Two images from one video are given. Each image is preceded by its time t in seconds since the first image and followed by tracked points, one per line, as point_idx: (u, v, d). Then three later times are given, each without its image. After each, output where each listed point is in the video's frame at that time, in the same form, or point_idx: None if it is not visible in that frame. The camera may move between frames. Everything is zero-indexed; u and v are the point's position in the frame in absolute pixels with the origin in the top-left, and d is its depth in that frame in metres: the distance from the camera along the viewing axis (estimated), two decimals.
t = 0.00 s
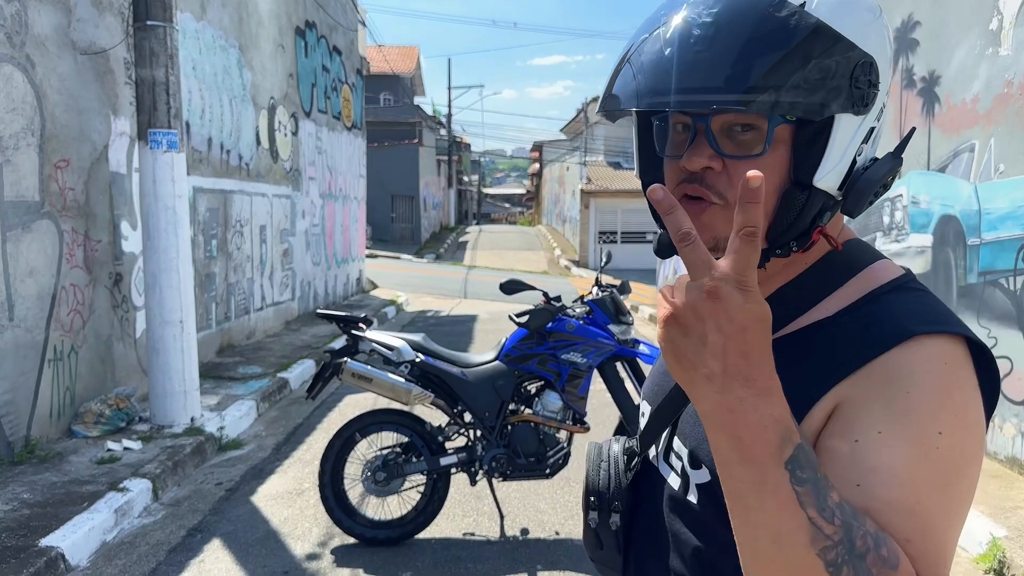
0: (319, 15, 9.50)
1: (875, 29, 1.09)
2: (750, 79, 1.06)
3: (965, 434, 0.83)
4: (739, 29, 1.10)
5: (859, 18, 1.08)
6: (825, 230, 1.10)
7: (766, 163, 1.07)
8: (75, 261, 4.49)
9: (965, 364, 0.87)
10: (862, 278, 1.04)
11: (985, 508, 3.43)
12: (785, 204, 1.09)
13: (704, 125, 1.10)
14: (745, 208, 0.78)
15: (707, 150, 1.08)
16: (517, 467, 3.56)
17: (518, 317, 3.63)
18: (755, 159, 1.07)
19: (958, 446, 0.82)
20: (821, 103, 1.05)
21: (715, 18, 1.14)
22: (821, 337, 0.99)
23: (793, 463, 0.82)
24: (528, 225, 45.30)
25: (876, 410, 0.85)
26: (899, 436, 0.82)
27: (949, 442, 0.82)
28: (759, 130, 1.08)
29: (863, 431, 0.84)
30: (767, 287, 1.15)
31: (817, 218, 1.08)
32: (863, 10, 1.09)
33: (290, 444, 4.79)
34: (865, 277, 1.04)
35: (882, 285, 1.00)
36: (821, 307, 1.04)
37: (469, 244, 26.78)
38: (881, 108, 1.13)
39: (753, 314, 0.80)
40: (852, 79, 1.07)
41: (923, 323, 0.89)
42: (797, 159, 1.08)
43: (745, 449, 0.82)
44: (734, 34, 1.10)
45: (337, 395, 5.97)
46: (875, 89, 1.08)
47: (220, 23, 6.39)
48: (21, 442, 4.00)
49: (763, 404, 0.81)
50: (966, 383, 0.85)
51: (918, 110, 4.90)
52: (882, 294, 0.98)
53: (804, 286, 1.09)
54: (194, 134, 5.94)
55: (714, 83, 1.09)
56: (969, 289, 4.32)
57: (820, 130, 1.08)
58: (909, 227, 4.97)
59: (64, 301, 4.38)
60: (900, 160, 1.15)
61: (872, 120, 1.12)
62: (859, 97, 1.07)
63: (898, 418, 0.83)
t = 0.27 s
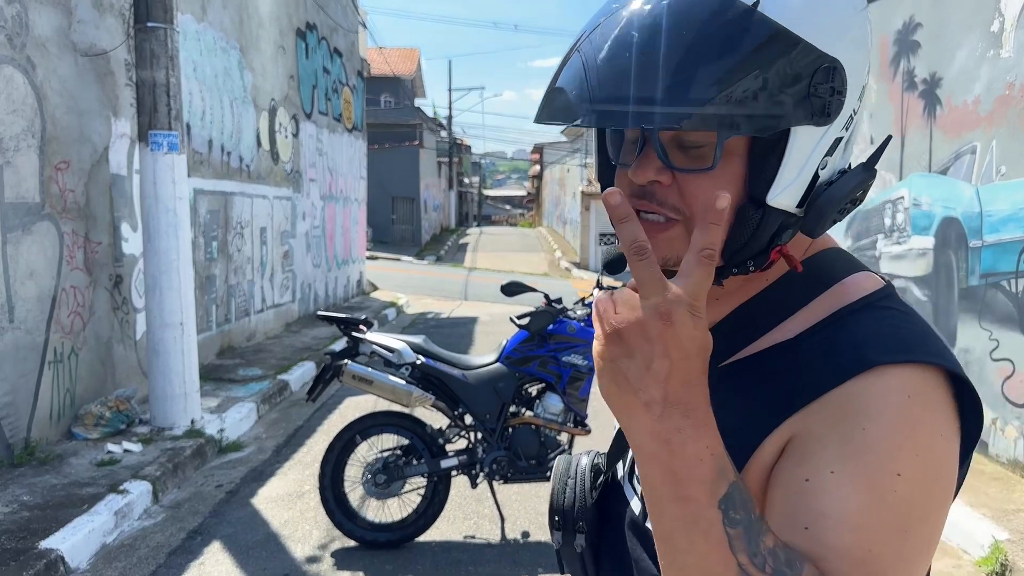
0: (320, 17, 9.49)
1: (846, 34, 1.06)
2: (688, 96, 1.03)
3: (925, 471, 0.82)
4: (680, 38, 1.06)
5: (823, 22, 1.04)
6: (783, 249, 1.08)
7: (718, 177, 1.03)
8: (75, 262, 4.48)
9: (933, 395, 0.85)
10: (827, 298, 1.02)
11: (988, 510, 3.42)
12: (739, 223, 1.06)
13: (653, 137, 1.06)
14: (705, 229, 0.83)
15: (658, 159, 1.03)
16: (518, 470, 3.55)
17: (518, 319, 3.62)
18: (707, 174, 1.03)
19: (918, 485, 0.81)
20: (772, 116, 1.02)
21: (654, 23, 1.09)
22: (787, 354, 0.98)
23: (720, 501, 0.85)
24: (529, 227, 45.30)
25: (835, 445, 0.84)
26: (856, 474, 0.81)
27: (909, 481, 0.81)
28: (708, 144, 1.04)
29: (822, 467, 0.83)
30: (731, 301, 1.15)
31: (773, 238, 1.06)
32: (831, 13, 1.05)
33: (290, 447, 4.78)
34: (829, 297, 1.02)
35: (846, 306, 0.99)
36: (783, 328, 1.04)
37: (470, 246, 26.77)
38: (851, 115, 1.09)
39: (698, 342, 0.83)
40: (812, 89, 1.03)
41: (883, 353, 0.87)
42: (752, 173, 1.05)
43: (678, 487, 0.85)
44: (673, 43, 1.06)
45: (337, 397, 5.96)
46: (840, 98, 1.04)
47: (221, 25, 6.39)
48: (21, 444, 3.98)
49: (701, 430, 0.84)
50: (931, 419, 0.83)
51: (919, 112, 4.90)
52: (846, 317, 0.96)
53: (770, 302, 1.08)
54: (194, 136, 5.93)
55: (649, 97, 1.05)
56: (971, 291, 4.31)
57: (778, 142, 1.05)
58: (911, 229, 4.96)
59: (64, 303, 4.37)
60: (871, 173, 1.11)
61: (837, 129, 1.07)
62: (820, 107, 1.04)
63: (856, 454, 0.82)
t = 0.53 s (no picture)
0: (321, 23, 9.51)
1: (778, 37, 1.03)
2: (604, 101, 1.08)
3: (901, 486, 0.82)
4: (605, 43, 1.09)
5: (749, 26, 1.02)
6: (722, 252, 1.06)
7: (648, 179, 1.06)
8: (75, 268, 4.48)
9: (904, 407, 0.85)
10: (801, 306, 1.00)
11: (991, 517, 3.40)
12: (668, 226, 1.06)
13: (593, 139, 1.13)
14: (586, 283, 0.95)
15: (594, 161, 1.10)
16: (518, 476, 3.52)
17: (519, 325, 3.61)
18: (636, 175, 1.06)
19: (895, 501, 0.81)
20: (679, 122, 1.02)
21: (587, 25, 1.12)
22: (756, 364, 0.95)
23: (649, 549, 0.92)
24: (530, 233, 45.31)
25: (807, 467, 0.83)
26: (828, 496, 0.82)
27: (880, 499, 0.81)
28: (635, 147, 1.08)
29: (795, 487, 0.84)
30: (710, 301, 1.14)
31: (701, 244, 1.06)
32: (749, 9, 1.03)
33: (290, 453, 4.77)
34: (804, 305, 0.99)
35: (822, 313, 0.96)
36: (756, 335, 1.01)
37: (471, 251, 26.76)
38: (787, 117, 1.05)
39: (604, 397, 0.95)
40: (726, 92, 1.02)
41: (855, 364, 0.86)
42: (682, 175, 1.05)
43: (607, 545, 0.93)
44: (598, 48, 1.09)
45: (338, 403, 5.94)
46: (759, 101, 1.02)
47: (222, 31, 6.40)
48: (20, 450, 3.97)
49: (619, 487, 0.93)
50: (901, 431, 0.83)
51: (921, 118, 4.90)
52: (820, 324, 0.94)
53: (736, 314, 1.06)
54: (196, 142, 5.93)
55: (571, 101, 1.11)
56: (973, 297, 4.30)
57: (697, 145, 1.04)
58: (913, 235, 4.95)
59: (64, 308, 4.36)
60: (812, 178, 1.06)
61: (767, 130, 1.04)
62: (736, 111, 1.02)
63: (827, 476, 0.82)
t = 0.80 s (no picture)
0: (323, 29, 9.54)
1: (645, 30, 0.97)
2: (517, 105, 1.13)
3: (874, 510, 0.75)
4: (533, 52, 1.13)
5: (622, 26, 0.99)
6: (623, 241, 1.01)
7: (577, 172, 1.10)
8: (76, 273, 4.48)
9: (867, 419, 0.78)
10: (770, 315, 0.91)
11: (994, 523, 3.39)
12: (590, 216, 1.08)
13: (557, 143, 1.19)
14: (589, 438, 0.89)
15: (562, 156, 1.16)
16: (519, 482, 3.51)
17: (521, 331, 3.62)
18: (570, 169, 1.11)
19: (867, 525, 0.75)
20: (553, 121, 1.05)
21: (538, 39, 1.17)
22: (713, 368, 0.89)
23: None
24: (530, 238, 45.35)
25: (766, 495, 0.78)
26: (793, 528, 0.76)
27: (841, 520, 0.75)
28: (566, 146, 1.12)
29: (758, 518, 0.78)
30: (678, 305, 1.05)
31: (608, 233, 1.03)
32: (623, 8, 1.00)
33: (291, 459, 4.75)
34: (773, 314, 0.91)
35: (794, 319, 0.88)
36: (721, 341, 0.93)
37: (472, 256, 26.78)
38: (649, 109, 0.97)
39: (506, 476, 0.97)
40: (584, 88, 1.01)
41: (812, 377, 0.79)
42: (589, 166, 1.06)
43: None
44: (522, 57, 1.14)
45: (338, 409, 5.93)
46: (614, 93, 0.99)
47: (224, 37, 6.42)
48: (21, 456, 3.96)
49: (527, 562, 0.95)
50: (867, 446, 0.76)
51: (922, 123, 4.90)
52: (786, 333, 0.86)
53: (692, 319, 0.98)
54: (197, 148, 5.94)
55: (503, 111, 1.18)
56: (975, 302, 4.30)
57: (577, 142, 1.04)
58: (914, 240, 4.94)
59: (64, 314, 4.35)
60: (671, 166, 0.95)
61: (627, 121, 0.99)
62: (597, 106, 1.00)
63: (789, 506, 0.76)
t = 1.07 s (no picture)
0: (324, 34, 9.57)
1: (587, 46, 1.07)
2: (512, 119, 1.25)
3: (795, 503, 0.74)
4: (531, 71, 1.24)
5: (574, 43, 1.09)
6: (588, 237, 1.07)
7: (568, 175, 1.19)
8: (79, 277, 4.49)
9: (791, 409, 0.77)
10: (716, 310, 0.90)
11: (994, 526, 3.39)
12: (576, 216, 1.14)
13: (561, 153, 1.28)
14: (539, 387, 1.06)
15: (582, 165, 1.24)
16: (520, 485, 3.51)
17: (522, 334, 3.64)
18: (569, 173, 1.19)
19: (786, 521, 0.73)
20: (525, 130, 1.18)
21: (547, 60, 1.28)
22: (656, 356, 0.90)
23: None
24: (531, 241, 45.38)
25: (691, 487, 0.78)
26: (715, 519, 0.76)
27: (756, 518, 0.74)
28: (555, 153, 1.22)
29: (686, 509, 0.79)
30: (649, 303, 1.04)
31: (575, 229, 1.10)
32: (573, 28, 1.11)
33: (292, 462, 4.76)
34: (720, 309, 0.90)
35: (744, 311, 0.87)
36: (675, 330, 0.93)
37: (473, 260, 26.80)
38: (584, 117, 1.06)
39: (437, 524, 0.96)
40: (542, 99, 1.13)
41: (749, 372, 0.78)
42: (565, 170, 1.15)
43: None
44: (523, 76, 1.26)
45: (340, 413, 5.94)
46: (560, 103, 1.09)
47: (226, 42, 6.44)
48: (23, 459, 3.98)
49: None
50: (787, 437, 0.75)
51: (921, 127, 4.91)
52: (732, 324, 0.85)
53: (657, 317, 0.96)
54: (199, 152, 5.97)
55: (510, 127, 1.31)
56: (975, 305, 4.31)
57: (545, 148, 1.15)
58: (914, 244, 4.95)
59: (67, 317, 4.37)
60: (598, 165, 1.03)
61: (569, 128, 1.09)
62: (550, 115, 1.11)
63: (711, 497, 0.76)
